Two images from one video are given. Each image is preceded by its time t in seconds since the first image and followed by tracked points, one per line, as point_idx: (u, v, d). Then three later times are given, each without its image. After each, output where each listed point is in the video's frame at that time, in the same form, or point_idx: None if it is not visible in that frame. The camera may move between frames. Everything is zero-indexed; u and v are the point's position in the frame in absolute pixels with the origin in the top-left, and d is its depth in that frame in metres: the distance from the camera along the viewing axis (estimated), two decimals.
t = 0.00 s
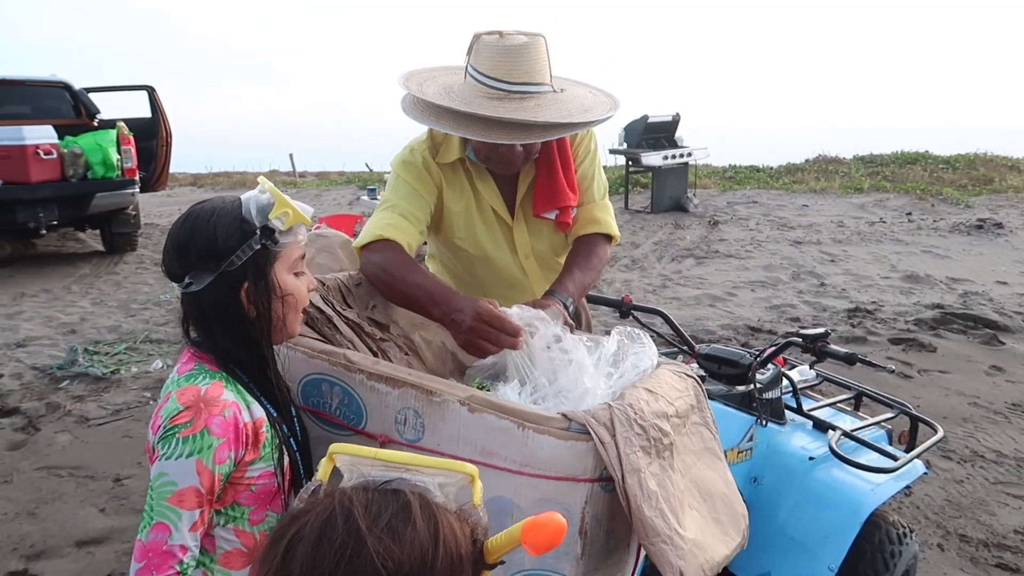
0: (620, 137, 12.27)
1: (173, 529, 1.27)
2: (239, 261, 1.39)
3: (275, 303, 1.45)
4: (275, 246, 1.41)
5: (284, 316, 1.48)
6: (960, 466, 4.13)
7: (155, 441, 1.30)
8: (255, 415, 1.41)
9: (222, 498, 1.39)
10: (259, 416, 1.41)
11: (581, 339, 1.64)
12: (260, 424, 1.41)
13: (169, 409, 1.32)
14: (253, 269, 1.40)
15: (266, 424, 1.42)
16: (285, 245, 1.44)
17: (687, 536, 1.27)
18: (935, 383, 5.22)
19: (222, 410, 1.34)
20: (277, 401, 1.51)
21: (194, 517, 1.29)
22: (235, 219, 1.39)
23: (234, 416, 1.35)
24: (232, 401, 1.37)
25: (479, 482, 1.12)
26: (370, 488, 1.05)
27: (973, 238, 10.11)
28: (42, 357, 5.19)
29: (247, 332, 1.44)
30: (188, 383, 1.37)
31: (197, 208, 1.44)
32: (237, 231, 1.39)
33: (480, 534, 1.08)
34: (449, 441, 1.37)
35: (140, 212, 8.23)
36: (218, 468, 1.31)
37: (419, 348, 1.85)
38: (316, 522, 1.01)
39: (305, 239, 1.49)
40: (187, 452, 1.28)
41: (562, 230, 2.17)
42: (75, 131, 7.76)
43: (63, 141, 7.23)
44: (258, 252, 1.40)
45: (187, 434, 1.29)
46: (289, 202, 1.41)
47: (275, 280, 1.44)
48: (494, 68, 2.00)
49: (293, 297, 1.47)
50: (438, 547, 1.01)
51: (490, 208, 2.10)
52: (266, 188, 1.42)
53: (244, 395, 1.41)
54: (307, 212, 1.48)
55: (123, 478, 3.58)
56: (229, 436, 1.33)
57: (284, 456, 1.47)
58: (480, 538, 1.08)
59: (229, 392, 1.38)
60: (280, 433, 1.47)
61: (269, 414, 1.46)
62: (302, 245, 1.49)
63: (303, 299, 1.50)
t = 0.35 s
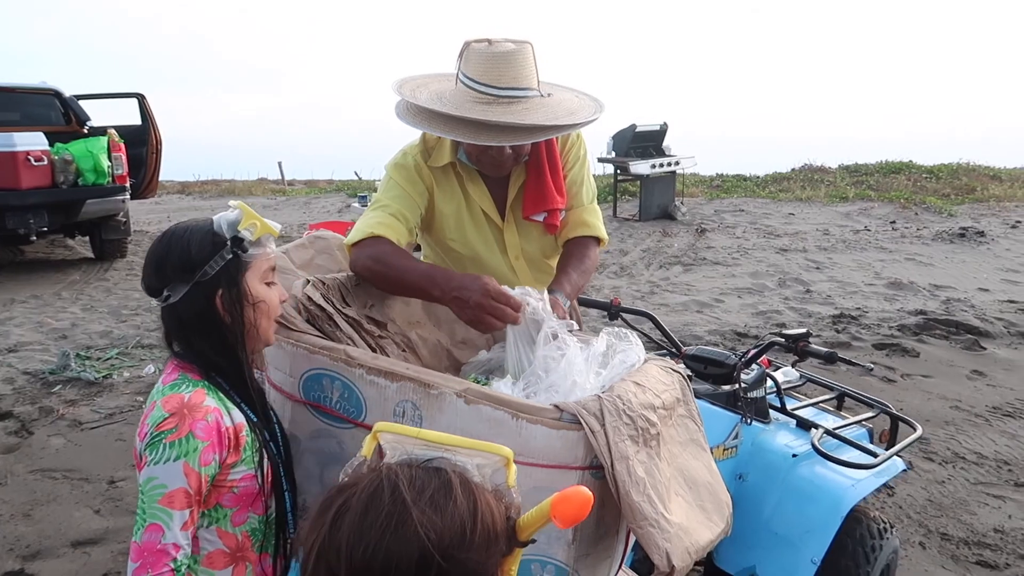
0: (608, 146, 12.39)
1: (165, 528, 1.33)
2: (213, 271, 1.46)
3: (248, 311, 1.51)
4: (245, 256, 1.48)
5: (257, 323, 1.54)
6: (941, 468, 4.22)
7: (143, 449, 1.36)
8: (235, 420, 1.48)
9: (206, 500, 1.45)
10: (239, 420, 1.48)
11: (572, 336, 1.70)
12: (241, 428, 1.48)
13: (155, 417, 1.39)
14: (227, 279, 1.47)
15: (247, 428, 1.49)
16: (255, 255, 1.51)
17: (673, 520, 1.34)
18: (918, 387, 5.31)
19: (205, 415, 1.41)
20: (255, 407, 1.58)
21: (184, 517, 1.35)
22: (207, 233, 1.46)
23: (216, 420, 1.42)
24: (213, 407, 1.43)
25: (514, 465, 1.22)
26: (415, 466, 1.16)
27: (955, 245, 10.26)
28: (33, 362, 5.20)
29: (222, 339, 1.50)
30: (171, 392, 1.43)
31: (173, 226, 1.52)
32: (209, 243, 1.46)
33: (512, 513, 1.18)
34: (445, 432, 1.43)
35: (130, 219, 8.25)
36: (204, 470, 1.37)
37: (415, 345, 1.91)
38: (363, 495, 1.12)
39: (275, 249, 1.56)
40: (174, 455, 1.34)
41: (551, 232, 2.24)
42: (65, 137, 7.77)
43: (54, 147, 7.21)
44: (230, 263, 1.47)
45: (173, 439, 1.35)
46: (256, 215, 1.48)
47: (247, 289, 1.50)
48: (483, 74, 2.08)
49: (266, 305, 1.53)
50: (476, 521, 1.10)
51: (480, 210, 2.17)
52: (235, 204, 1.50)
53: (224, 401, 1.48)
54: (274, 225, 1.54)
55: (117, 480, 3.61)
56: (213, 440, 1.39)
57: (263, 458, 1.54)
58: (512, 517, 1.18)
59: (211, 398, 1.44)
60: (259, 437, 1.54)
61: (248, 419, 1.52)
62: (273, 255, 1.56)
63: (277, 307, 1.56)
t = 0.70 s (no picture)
0: (595, 155, 12.47)
1: (130, 518, 1.39)
2: (181, 283, 1.51)
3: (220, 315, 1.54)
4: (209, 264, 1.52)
5: (233, 328, 1.57)
6: (923, 472, 4.29)
7: (120, 438, 1.42)
8: (213, 424, 1.51)
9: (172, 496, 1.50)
10: (218, 425, 1.52)
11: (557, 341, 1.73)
12: (217, 433, 1.52)
13: (136, 410, 1.44)
14: (196, 288, 1.52)
15: (222, 434, 1.53)
16: (221, 263, 1.55)
17: (656, 520, 1.38)
18: (901, 393, 5.38)
19: (183, 414, 1.46)
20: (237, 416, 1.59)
21: (149, 510, 1.40)
22: (171, 249, 1.52)
23: (193, 421, 1.47)
24: (192, 408, 1.48)
25: (523, 473, 1.27)
26: (426, 471, 1.19)
27: (938, 253, 10.40)
28: (20, 371, 5.19)
29: (200, 346, 1.53)
30: (158, 389, 1.49)
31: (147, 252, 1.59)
32: (175, 257, 1.52)
33: (519, 519, 1.22)
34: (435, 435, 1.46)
35: (118, 228, 8.23)
36: (174, 467, 1.42)
37: (404, 351, 1.94)
38: (376, 498, 1.14)
39: (245, 256, 1.60)
40: (148, 448, 1.40)
41: (537, 242, 2.28)
42: (52, 146, 7.76)
43: (41, 155, 7.18)
44: (197, 272, 1.52)
45: (149, 433, 1.41)
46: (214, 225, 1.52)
47: (218, 296, 1.54)
48: (471, 88, 2.12)
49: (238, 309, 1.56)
50: (484, 528, 1.13)
51: (468, 218, 2.22)
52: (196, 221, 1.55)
53: (206, 404, 1.52)
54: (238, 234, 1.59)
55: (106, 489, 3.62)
56: (186, 439, 1.44)
57: (236, 466, 1.57)
58: (519, 523, 1.22)
59: (192, 400, 1.49)
60: (236, 447, 1.56)
61: (228, 427, 1.55)
62: (243, 262, 1.60)
63: (251, 311, 1.59)
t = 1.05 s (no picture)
0: (601, 155, 12.47)
1: (148, 505, 1.43)
2: (194, 298, 1.56)
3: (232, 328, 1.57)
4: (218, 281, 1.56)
5: (246, 338, 1.60)
6: (931, 470, 4.28)
7: (146, 427, 1.47)
8: (231, 425, 1.57)
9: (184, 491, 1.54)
10: (236, 428, 1.58)
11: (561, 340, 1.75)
12: (234, 433, 1.57)
13: (163, 403, 1.51)
14: (206, 303, 1.56)
15: (239, 437, 1.58)
16: (232, 277, 1.58)
17: (661, 516, 1.39)
18: (909, 391, 5.37)
19: (209, 412, 1.52)
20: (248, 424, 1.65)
21: (168, 499, 1.45)
22: (184, 266, 1.57)
23: (217, 420, 1.53)
24: (216, 408, 1.54)
25: (529, 470, 1.30)
26: (441, 466, 1.20)
27: (945, 251, 10.37)
28: (31, 374, 5.22)
29: (213, 359, 1.58)
30: (182, 387, 1.55)
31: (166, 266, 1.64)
32: (187, 273, 1.57)
33: (530, 514, 1.24)
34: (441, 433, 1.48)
35: (126, 231, 8.28)
36: (196, 461, 1.48)
37: (411, 351, 1.95)
38: (393, 491, 1.16)
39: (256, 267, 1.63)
40: (176, 440, 1.46)
41: (544, 243, 2.30)
42: (61, 151, 7.81)
43: (49, 160, 7.25)
44: (209, 287, 1.56)
45: (177, 424, 1.47)
46: (222, 241, 1.55)
47: (229, 308, 1.58)
48: (473, 91, 2.14)
49: (248, 321, 1.59)
50: (500, 521, 1.15)
51: (475, 219, 2.24)
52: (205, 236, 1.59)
53: (225, 409, 1.57)
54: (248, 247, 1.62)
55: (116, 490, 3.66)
56: (211, 435, 1.50)
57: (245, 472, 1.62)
58: (530, 518, 1.24)
59: (215, 400, 1.55)
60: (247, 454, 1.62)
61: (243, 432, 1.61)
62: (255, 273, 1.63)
63: (263, 321, 1.62)
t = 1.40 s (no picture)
0: (615, 157, 12.46)
1: (125, 539, 1.49)
2: (141, 309, 1.61)
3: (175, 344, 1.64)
4: (173, 297, 1.61)
5: (186, 355, 1.67)
6: (949, 474, 4.24)
7: (100, 463, 1.52)
8: (183, 438, 1.66)
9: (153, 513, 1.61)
10: (188, 438, 1.67)
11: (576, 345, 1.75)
12: (190, 446, 1.67)
13: (110, 433, 1.55)
14: (154, 318, 1.61)
15: (193, 447, 1.68)
16: (185, 293, 1.63)
17: (675, 520, 1.39)
18: (926, 394, 5.32)
19: (161, 431, 1.59)
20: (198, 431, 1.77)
21: (143, 527, 1.51)
22: (138, 273, 1.60)
23: (171, 438, 1.61)
24: (166, 426, 1.61)
25: (534, 472, 1.29)
26: (443, 468, 1.21)
27: (963, 253, 10.27)
28: (50, 375, 5.28)
29: (150, 371, 1.64)
30: (123, 411, 1.59)
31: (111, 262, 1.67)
32: (139, 283, 1.61)
33: (535, 515, 1.24)
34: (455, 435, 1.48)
35: (143, 234, 8.35)
36: (162, 482, 1.55)
37: (426, 354, 1.95)
38: (395, 494, 1.17)
39: (207, 286, 1.68)
40: (138, 467, 1.52)
41: (559, 247, 2.30)
42: (79, 154, 7.89)
43: (68, 163, 7.33)
44: (157, 301, 1.61)
45: (134, 451, 1.53)
46: (186, 257, 1.59)
47: (174, 326, 1.63)
48: (487, 95, 2.15)
49: (193, 339, 1.66)
50: (502, 522, 1.15)
51: (493, 222, 2.24)
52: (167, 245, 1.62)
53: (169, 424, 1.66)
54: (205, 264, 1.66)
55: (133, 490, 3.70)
56: (169, 454, 1.58)
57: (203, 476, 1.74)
58: (535, 519, 1.24)
59: (162, 418, 1.62)
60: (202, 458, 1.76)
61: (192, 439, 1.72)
62: (204, 292, 1.68)
63: (204, 340, 1.69)
